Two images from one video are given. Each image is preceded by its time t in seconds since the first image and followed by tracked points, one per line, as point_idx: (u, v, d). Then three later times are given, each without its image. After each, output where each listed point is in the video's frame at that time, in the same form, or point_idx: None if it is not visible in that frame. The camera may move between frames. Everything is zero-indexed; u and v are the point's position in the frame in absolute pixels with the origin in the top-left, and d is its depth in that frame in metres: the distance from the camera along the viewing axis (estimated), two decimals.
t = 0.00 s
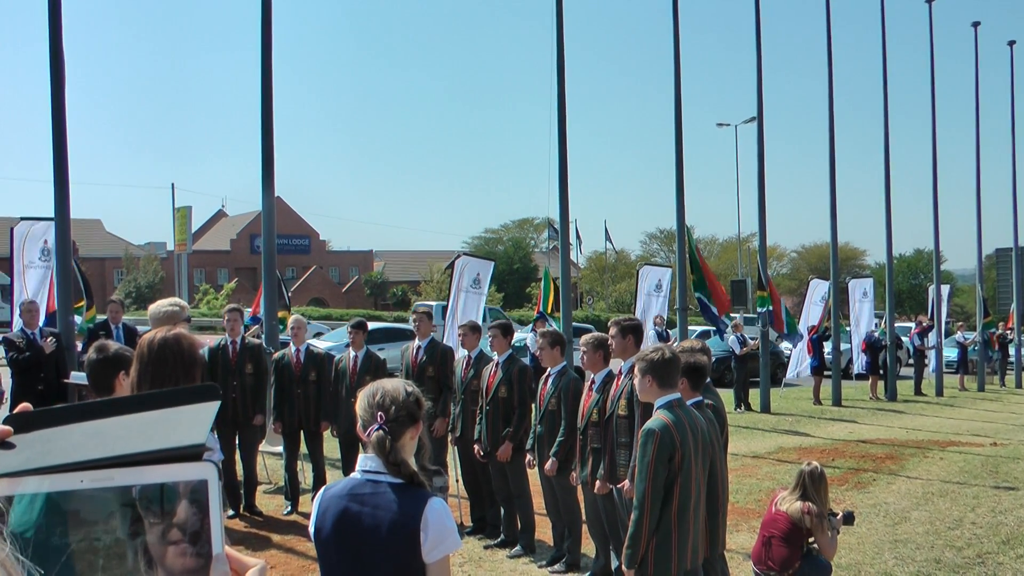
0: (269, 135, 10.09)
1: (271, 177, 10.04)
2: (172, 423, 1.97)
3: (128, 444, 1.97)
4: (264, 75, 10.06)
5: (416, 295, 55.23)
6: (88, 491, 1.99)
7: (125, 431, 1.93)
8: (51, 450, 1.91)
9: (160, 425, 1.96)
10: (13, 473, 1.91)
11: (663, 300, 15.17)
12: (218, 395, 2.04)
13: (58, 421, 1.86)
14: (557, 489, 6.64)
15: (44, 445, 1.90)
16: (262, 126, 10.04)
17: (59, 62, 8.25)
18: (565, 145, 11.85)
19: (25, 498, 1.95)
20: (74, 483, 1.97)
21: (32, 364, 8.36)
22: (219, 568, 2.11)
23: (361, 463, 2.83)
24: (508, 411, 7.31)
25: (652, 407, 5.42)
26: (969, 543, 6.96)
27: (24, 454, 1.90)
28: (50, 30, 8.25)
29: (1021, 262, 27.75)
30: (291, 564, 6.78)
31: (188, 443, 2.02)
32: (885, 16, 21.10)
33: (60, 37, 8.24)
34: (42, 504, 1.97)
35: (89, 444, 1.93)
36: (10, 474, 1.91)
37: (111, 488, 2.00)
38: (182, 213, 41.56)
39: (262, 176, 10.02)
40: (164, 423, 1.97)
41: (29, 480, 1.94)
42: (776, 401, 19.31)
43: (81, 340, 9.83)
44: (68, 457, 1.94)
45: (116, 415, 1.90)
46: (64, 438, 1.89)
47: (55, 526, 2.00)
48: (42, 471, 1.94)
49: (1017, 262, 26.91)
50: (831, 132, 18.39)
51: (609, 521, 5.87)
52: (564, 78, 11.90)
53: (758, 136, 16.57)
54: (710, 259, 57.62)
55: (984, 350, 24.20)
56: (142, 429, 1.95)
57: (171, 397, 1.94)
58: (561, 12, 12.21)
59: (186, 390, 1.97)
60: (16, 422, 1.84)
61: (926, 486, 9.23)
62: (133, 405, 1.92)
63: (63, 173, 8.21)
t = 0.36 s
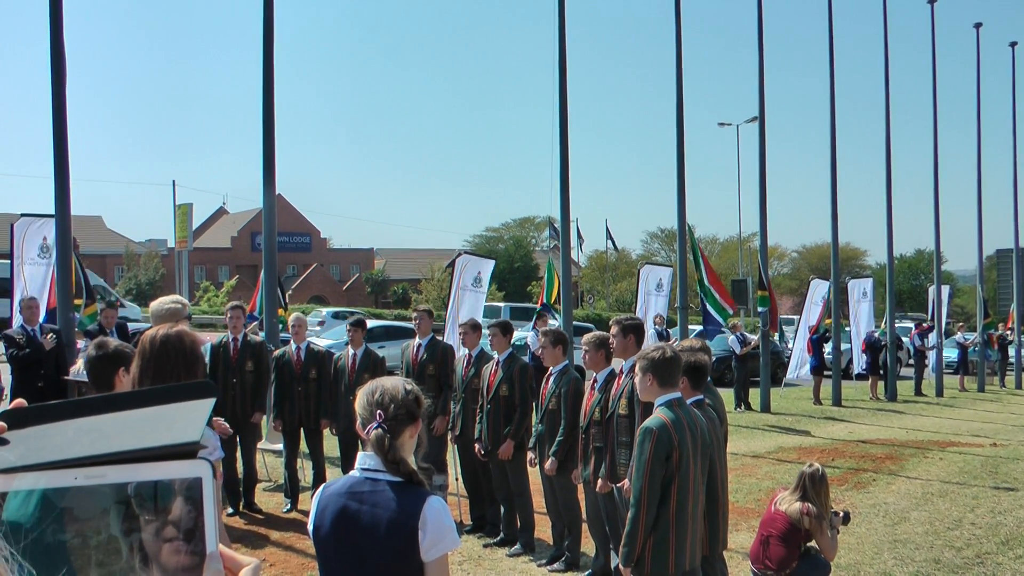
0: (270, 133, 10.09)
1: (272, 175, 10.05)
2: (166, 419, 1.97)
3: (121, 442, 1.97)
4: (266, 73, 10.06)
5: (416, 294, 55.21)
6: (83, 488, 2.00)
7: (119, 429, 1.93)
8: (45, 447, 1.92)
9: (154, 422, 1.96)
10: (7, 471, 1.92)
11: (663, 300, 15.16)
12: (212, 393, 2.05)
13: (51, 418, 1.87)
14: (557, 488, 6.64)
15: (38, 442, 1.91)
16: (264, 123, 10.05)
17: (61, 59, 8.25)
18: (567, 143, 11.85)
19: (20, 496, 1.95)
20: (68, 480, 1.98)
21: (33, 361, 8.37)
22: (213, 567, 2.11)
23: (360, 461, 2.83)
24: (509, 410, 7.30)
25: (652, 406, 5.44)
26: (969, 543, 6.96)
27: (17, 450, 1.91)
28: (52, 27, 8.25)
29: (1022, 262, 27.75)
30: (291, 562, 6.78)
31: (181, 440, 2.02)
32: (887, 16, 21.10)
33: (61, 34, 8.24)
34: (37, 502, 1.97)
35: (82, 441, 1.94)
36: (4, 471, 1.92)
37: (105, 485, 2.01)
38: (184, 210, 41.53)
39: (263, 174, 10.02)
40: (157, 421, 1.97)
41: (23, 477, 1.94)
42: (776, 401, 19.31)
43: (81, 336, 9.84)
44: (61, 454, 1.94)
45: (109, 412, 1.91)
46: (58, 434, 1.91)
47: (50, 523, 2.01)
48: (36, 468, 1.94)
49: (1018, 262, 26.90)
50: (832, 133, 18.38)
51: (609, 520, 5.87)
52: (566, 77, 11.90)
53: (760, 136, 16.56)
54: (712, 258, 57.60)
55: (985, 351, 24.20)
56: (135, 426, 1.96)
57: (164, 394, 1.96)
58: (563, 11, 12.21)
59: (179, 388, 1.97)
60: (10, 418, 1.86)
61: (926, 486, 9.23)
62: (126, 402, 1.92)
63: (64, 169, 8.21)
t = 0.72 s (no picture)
0: (268, 131, 10.08)
1: (270, 174, 10.04)
2: (160, 421, 2.09)
3: (115, 441, 2.06)
4: (264, 71, 10.05)
5: (414, 292, 55.14)
6: (82, 486, 2.09)
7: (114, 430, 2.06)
8: (45, 446, 2.05)
9: (149, 422, 2.08)
10: (5, 469, 2.04)
11: (660, 299, 15.16)
12: (211, 395, 2.16)
13: (47, 419, 2.03)
14: (554, 487, 6.65)
15: (38, 442, 2.04)
16: (261, 122, 10.04)
17: (58, 57, 8.23)
18: (564, 142, 11.85)
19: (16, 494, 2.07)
20: (67, 479, 2.08)
21: (30, 359, 8.34)
22: (211, 567, 2.15)
23: (357, 460, 2.83)
24: (507, 409, 7.30)
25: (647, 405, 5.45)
26: (965, 542, 6.98)
27: (18, 448, 2.04)
28: (49, 25, 8.22)
29: (1019, 262, 27.76)
30: (286, 561, 6.77)
31: (180, 439, 2.09)
32: (885, 15, 21.08)
33: (59, 32, 8.22)
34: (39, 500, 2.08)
35: (80, 441, 2.06)
36: (7, 469, 2.05)
37: (105, 483, 2.09)
38: (180, 208, 41.41)
39: (261, 173, 10.00)
40: (154, 421, 2.08)
41: (23, 476, 2.06)
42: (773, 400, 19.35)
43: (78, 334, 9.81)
44: (58, 452, 2.05)
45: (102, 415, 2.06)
46: (55, 435, 2.05)
47: (47, 521, 2.11)
48: (36, 467, 2.05)
49: (1015, 262, 26.95)
50: (830, 132, 18.37)
51: (605, 519, 5.85)
52: (564, 76, 11.90)
53: (757, 136, 16.57)
54: (709, 257, 57.56)
55: (982, 351, 24.23)
56: (128, 426, 2.07)
57: (162, 397, 2.09)
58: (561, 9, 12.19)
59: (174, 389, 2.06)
60: (10, 420, 2.02)
61: (922, 486, 9.25)
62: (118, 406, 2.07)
63: (61, 167, 8.19)
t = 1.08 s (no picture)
0: (262, 130, 10.05)
1: (264, 172, 10.01)
2: (166, 419, 1.92)
3: (122, 439, 1.85)
4: (259, 69, 10.03)
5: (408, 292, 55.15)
6: (82, 486, 1.87)
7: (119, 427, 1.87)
8: (48, 443, 1.84)
9: (151, 422, 1.90)
10: (11, 466, 1.82)
11: (653, 299, 15.18)
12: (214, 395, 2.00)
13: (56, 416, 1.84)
14: (547, 486, 6.64)
15: (42, 438, 1.84)
16: (256, 120, 10.02)
17: (53, 55, 8.20)
18: (559, 142, 11.85)
19: (20, 494, 1.86)
20: (69, 478, 1.85)
21: (23, 357, 8.28)
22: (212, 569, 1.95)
23: (353, 459, 2.82)
24: (502, 408, 7.30)
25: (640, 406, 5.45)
26: (959, 542, 7.00)
27: (22, 448, 1.83)
28: (44, 23, 8.19)
29: (1011, 263, 27.94)
30: (280, 560, 6.76)
31: (184, 438, 1.88)
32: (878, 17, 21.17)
33: (54, 30, 8.19)
34: (37, 500, 1.87)
35: (84, 438, 1.85)
36: (8, 468, 1.83)
37: (105, 483, 1.86)
38: (174, 207, 41.39)
39: (255, 171, 9.98)
40: (159, 420, 1.90)
41: (25, 474, 1.85)
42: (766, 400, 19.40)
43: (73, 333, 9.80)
44: (63, 451, 1.84)
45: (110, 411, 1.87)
46: (62, 432, 1.85)
47: (47, 520, 1.90)
48: (37, 465, 1.84)
49: (1007, 263, 27.13)
50: (823, 133, 18.44)
51: (598, 519, 5.86)
52: (559, 76, 11.91)
53: (751, 136, 16.61)
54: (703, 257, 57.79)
55: (974, 351, 24.36)
56: (137, 425, 1.88)
57: (164, 394, 1.93)
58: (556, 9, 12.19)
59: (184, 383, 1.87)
60: (14, 415, 1.82)
61: (916, 486, 9.27)
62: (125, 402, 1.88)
63: (55, 165, 8.16)
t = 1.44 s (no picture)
0: (263, 128, 10.05)
1: (264, 170, 10.01)
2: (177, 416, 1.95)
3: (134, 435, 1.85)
4: (260, 67, 10.03)
5: (407, 291, 55.14)
6: (92, 484, 1.86)
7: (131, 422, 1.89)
8: (59, 441, 1.83)
9: (163, 419, 1.94)
10: (21, 462, 1.79)
11: (653, 300, 15.19)
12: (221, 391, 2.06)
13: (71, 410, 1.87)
14: (546, 486, 6.65)
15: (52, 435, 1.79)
16: (256, 118, 10.02)
17: (54, 53, 8.20)
18: (559, 142, 11.86)
19: (28, 491, 1.81)
20: (78, 474, 1.84)
21: (23, 355, 8.30)
22: (222, 566, 1.94)
23: (355, 458, 2.83)
24: (502, 408, 7.31)
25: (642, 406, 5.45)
26: (957, 545, 7.01)
27: (30, 443, 1.82)
28: (46, 21, 8.19)
29: (1011, 265, 27.95)
30: (279, 559, 6.78)
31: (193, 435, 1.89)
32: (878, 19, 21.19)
33: (55, 27, 8.18)
34: (46, 496, 1.83)
35: (96, 434, 1.85)
36: (15, 464, 1.79)
37: (115, 479, 1.86)
38: (174, 205, 41.38)
39: (256, 170, 9.98)
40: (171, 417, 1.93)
41: (33, 470, 1.81)
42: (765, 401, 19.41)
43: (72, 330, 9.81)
44: (73, 447, 1.82)
45: (122, 406, 1.91)
46: (74, 429, 1.86)
47: (53, 514, 1.86)
48: (46, 462, 1.81)
49: (1007, 266, 27.16)
50: (824, 135, 18.45)
51: (597, 519, 5.86)
52: (559, 76, 11.93)
53: (751, 137, 16.61)
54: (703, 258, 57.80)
55: (973, 353, 24.37)
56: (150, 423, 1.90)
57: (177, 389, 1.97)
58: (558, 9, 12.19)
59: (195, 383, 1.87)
60: (26, 410, 1.85)
61: (915, 488, 9.28)
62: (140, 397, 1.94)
63: (56, 162, 8.16)
